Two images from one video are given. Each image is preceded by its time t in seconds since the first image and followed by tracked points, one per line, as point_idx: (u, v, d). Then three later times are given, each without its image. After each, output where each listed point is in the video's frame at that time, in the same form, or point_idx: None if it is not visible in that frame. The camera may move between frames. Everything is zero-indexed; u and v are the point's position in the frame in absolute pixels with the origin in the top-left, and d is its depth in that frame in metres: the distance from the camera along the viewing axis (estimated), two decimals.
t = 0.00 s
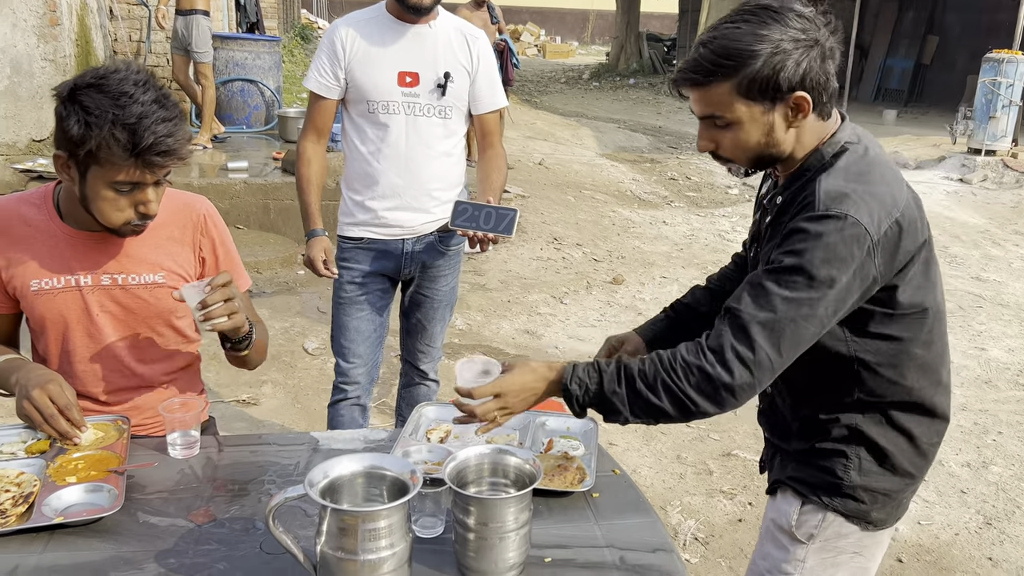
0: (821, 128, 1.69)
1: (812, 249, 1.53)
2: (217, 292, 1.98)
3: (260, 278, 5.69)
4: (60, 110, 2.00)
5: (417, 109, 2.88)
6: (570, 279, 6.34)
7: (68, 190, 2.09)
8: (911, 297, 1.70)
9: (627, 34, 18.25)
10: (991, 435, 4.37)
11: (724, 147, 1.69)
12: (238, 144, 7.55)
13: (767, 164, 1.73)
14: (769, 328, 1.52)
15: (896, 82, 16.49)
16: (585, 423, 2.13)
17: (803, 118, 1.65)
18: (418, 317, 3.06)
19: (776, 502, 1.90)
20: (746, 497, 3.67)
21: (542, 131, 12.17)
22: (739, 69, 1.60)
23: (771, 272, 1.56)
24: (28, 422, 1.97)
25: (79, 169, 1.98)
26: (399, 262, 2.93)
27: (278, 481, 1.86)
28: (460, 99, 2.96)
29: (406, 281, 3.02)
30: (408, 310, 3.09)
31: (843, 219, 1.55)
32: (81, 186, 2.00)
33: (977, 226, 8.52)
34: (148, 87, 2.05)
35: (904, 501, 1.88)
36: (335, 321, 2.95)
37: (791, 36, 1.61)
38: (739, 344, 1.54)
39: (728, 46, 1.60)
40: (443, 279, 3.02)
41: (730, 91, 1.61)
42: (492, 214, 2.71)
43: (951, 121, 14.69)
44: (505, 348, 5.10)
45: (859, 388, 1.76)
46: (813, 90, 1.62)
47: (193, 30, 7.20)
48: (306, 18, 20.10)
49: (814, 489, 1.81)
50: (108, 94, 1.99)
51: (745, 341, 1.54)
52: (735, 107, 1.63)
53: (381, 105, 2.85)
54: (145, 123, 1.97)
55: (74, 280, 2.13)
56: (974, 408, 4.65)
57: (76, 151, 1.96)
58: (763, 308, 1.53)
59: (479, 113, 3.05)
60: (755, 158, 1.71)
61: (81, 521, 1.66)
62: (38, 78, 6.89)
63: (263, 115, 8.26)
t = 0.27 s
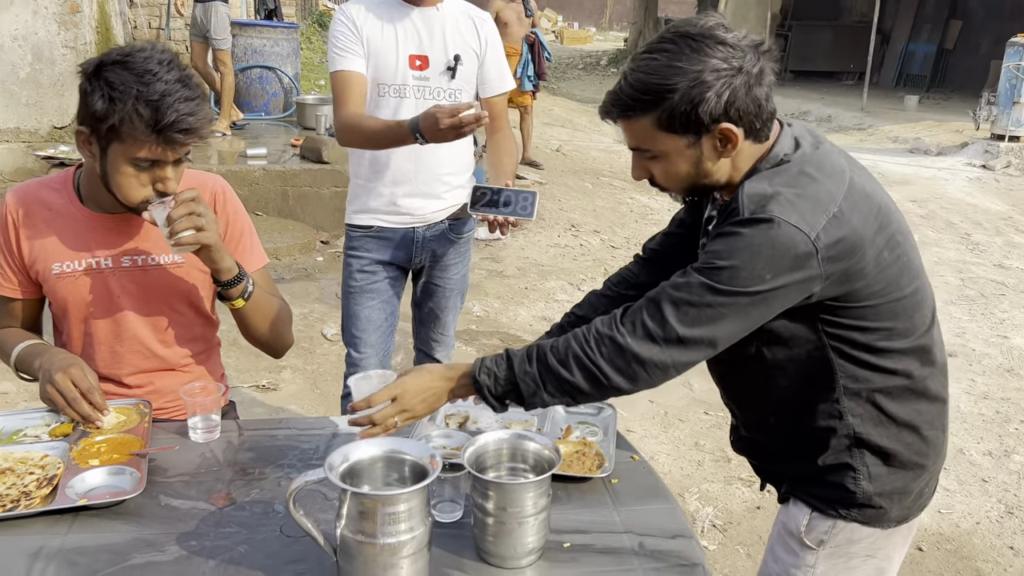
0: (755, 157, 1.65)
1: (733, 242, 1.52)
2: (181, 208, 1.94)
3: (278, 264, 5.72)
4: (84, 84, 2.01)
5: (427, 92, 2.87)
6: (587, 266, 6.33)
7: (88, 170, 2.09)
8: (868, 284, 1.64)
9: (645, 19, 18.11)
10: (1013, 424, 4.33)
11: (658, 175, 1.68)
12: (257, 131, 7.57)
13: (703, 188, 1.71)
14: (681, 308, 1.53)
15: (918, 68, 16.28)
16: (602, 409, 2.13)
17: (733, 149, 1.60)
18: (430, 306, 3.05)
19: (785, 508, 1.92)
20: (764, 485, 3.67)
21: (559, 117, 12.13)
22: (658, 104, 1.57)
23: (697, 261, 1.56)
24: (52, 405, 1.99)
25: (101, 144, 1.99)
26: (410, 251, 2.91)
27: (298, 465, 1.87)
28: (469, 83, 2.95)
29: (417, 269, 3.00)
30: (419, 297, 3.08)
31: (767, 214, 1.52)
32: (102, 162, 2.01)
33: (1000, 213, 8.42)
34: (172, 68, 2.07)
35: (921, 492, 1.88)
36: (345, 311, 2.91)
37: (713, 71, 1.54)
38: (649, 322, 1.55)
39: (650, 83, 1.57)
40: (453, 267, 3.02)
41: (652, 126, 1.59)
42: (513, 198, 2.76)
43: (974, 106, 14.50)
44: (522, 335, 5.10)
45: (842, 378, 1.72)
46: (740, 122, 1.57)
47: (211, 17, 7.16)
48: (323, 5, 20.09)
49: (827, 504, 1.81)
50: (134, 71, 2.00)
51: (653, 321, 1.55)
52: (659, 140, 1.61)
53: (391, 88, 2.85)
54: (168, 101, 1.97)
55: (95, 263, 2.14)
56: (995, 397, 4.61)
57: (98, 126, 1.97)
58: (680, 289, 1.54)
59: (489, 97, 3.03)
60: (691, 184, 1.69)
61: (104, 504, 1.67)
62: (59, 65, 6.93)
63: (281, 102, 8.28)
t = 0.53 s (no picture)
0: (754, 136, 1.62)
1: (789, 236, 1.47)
2: (177, 157, 1.93)
3: (296, 252, 5.73)
4: (93, 61, 2.03)
5: (434, 78, 2.83)
6: (604, 254, 6.31)
7: (104, 154, 2.10)
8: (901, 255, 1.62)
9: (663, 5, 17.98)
10: None
11: (660, 173, 1.65)
12: (274, 119, 7.58)
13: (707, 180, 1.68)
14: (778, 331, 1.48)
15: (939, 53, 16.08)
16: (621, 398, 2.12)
17: (729, 131, 1.57)
18: (440, 298, 3.04)
19: (788, 499, 1.90)
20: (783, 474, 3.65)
21: (576, 104, 12.08)
22: (647, 101, 1.53)
23: (763, 274, 1.50)
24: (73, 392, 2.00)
25: (110, 118, 2.00)
26: (420, 243, 2.91)
27: (318, 453, 1.87)
28: (472, 68, 2.94)
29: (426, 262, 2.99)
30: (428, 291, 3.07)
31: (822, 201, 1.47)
32: (112, 137, 2.02)
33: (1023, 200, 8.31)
34: (176, 39, 2.06)
35: (922, 473, 1.89)
36: (354, 306, 2.90)
37: (697, 55, 1.51)
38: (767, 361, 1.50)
39: (635, 79, 1.53)
40: (460, 258, 3.02)
41: (644, 124, 1.56)
42: (529, 182, 2.70)
43: (996, 92, 14.31)
44: (539, 323, 5.09)
45: (856, 363, 1.70)
46: (734, 103, 1.54)
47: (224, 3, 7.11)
48: None
49: (837, 493, 1.81)
50: (137, 42, 2.01)
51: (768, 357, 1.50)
52: (654, 137, 1.57)
53: (398, 75, 2.78)
54: (170, 68, 1.97)
55: (113, 248, 2.15)
56: (1017, 386, 4.56)
57: (106, 100, 1.98)
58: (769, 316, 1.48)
59: (487, 82, 3.05)
60: (694, 177, 1.65)
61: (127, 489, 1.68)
62: (77, 54, 6.96)
63: (298, 89, 8.30)
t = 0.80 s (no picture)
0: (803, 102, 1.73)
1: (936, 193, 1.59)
2: (186, 121, 1.91)
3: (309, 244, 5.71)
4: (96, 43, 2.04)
5: (433, 70, 2.75)
6: (618, 246, 6.26)
7: (119, 146, 2.08)
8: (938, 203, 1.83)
9: None
10: None
11: (718, 142, 1.70)
12: (285, 110, 7.55)
13: (761, 148, 1.75)
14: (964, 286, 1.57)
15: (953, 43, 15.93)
16: (646, 394, 2.08)
17: (788, 93, 1.67)
18: (449, 294, 3.01)
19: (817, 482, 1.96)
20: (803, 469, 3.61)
21: (587, 95, 12.01)
22: (711, 62, 1.59)
23: (921, 236, 1.59)
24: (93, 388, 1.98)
25: (116, 94, 2.00)
26: (422, 240, 2.86)
27: (341, 451, 1.84)
28: (471, 58, 2.88)
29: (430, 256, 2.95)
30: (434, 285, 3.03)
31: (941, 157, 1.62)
32: (120, 112, 2.01)
33: None
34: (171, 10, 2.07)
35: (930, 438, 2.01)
36: (360, 303, 2.87)
37: (751, 18, 1.60)
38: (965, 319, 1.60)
39: (693, 41, 1.60)
40: (466, 252, 2.97)
41: (707, 86, 1.61)
42: (542, 172, 2.66)
43: (1012, 82, 14.16)
44: (554, 316, 5.06)
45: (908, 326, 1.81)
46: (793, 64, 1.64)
47: None
48: None
49: (869, 469, 1.90)
50: (133, 14, 2.01)
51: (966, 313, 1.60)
52: (715, 101, 1.63)
53: (396, 68, 2.69)
54: (167, 31, 1.97)
55: (130, 242, 2.12)
56: None
57: (110, 73, 1.98)
58: (952, 275, 1.57)
59: (485, 73, 3.02)
60: (750, 144, 1.72)
61: (149, 488, 1.66)
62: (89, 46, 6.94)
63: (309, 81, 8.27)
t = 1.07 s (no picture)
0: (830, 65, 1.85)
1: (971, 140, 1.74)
2: (181, 93, 1.86)
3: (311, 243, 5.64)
4: (83, 41, 2.00)
5: (423, 70, 2.68)
6: (624, 244, 6.19)
7: (116, 146, 2.03)
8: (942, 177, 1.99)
9: None
10: None
11: (749, 92, 1.78)
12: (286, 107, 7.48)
13: (787, 106, 1.84)
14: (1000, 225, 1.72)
15: (957, 38, 15.84)
16: (664, 403, 2.01)
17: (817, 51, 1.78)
18: (451, 296, 2.93)
19: (838, 474, 1.97)
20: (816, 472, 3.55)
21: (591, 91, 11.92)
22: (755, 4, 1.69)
23: (965, 178, 1.71)
24: (92, 398, 1.92)
25: (105, 80, 1.96)
26: (418, 241, 2.80)
27: (349, 464, 1.78)
28: (461, 56, 2.80)
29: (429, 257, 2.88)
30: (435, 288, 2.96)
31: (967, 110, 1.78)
32: (111, 99, 1.96)
33: None
34: None
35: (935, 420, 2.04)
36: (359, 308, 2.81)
37: None
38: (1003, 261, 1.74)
39: None
40: (469, 250, 2.90)
41: (748, 27, 1.70)
42: (545, 171, 2.60)
43: (1018, 77, 14.06)
44: (560, 316, 4.99)
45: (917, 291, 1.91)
46: (826, 21, 1.75)
47: None
48: None
49: (896, 448, 1.93)
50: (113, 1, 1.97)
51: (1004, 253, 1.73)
52: (750, 44, 1.72)
53: (386, 70, 2.62)
54: (148, 8, 1.93)
55: (130, 246, 2.06)
56: None
57: (99, 61, 1.95)
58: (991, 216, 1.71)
59: (473, 69, 2.93)
60: (777, 99, 1.81)
61: (151, 504, 1.60)
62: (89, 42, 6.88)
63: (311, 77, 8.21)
